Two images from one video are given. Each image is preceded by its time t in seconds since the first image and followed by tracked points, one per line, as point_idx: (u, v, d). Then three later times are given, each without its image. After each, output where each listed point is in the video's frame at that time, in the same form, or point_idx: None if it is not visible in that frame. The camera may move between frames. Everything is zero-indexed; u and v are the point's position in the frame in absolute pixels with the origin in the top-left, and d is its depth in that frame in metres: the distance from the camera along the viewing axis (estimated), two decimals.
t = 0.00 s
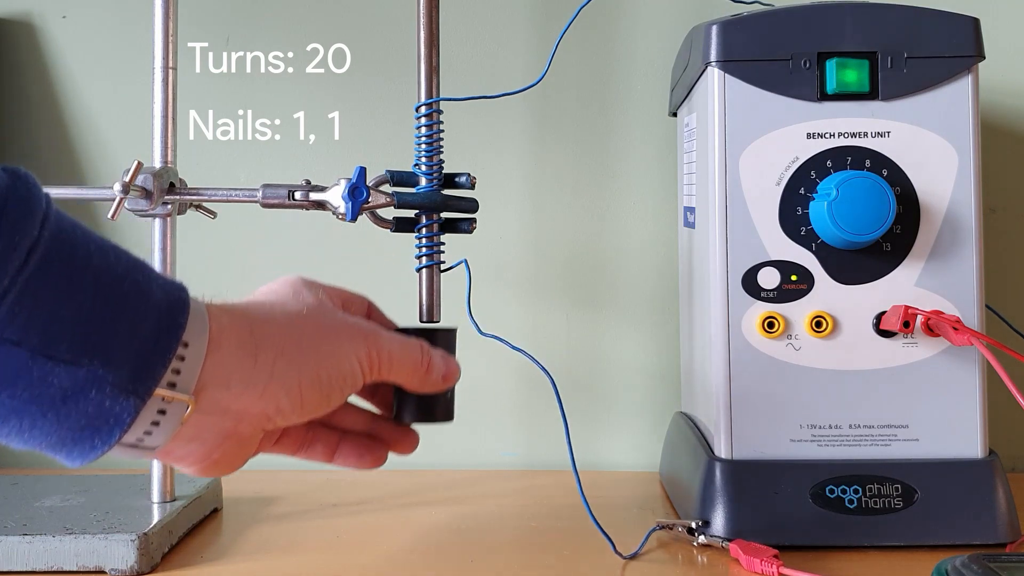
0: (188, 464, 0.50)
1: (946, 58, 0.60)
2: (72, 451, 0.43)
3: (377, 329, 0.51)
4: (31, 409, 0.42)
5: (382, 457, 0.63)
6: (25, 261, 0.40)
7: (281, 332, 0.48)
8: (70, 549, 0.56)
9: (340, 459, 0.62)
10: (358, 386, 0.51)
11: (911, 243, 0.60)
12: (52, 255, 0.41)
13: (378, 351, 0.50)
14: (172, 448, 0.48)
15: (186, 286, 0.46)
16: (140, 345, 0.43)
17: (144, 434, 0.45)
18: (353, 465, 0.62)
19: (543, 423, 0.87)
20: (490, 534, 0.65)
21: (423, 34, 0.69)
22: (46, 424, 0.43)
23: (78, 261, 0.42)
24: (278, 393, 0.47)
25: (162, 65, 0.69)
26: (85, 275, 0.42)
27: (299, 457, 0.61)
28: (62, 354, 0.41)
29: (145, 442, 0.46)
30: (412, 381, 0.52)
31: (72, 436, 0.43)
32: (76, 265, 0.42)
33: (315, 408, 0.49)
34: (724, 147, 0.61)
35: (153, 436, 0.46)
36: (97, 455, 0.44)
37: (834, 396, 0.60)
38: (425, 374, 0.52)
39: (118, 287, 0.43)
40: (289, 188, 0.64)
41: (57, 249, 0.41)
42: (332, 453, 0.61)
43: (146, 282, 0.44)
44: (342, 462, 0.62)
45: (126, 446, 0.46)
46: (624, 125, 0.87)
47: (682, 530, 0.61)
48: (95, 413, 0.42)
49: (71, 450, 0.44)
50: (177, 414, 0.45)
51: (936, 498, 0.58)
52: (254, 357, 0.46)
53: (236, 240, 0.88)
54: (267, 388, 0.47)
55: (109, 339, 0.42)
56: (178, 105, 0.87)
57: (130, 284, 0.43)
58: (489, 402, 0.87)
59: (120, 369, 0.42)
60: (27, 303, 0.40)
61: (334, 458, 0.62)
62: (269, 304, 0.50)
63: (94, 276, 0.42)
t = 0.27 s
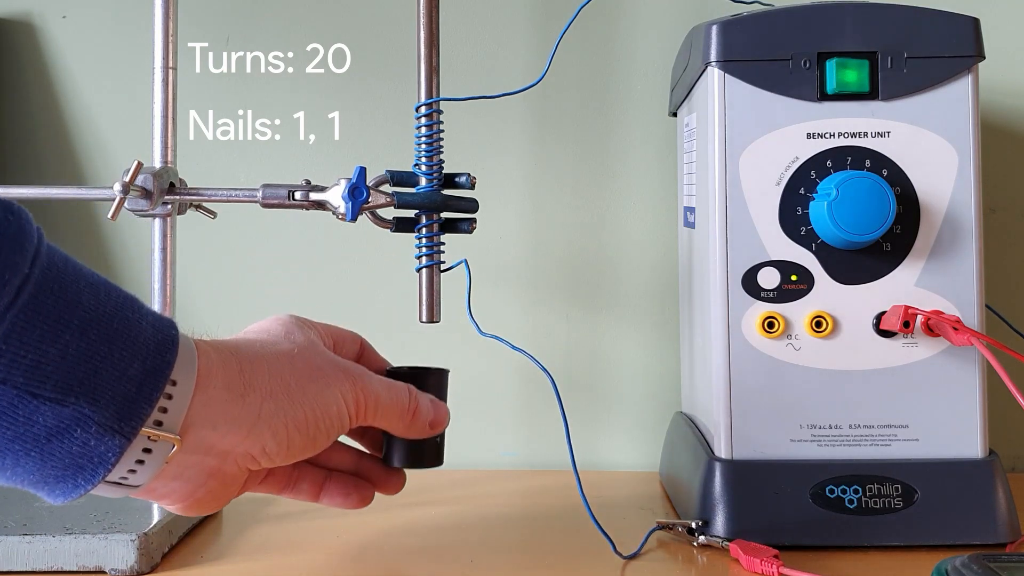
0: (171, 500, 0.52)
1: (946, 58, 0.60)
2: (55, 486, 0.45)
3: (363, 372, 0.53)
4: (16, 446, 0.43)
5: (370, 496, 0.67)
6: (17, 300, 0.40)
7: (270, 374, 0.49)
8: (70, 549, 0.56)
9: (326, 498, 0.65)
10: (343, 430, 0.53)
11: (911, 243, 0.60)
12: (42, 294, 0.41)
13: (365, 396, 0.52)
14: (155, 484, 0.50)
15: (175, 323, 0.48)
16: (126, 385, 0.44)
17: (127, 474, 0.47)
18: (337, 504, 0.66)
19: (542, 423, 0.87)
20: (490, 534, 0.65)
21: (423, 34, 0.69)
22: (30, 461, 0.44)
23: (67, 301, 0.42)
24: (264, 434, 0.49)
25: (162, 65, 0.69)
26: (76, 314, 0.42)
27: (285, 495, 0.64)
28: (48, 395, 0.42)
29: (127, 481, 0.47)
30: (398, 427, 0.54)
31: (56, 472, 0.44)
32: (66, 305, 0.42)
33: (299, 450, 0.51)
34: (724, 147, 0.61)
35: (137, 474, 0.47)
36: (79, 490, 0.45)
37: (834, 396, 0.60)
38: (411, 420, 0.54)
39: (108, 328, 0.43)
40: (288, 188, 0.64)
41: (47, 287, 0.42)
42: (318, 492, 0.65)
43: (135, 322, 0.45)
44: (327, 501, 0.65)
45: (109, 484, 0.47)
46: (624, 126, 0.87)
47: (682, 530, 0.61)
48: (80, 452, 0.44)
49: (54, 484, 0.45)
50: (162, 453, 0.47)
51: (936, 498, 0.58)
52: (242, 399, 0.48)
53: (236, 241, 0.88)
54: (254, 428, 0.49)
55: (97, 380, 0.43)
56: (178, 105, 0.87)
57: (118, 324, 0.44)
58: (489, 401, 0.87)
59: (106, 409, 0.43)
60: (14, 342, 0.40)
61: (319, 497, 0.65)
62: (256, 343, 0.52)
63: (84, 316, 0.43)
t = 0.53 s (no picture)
0: (171, 497, 0.52)
1: (946, 58, 0.60)
2: (55, 480, 0.45)
3: (363, 371, 0.54)
4: (16, 441, 0.43)
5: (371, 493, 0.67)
6: (17, 295, 0.40)
7: (271, 371, 0.50)
8: (70, 549, 0.56)
9: (325, 495, 0.65)
10: (343, 429, 0.53)
11: (911, 243, 0.60)
12: (43, 289, 0.41)
13: (365, 395, 0.53)
14: (155, 480, 0.50)
15: (175, 318, 0.48)
16: (126, 380, 0.44)
17: (127, 467, 0.47)
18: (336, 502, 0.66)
19: (542, 423, 0.87)
20: (491, 534, 0.65)
21: (423, 34, 0.69)
22: (30, 456, 0.44)
23: (67, 297, 0.42)
24: (264, 431, 0.49)
25: (162, 65, 0.69)
26: (76, 310, 0.42)
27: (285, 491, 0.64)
28: (48, 390, 0.42)
29: (127, 475, 0.48)
30: (397, 427, 0.55)
31: (56, 466, 0.44)
32: (66, 301, 0.42)
33: (299, 449, 0.51)
34: (724, 147, 0.61)
35: (137, 469, 0.47)
36: (79, 483, 0.45)
37: (834, 397, 0.60)
38: (411, 421, 0.54)
39: (108, 323, 0.43)
40: (288, 188, 0.64)
41: (47, 282, 0.42)
42: (318, 490, 0.65)
43: (135, 317, 0.45)
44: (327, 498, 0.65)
45: (108, 478, 0.47)
46: (624, 126, 0.87)
47: (682, 530, 0.61)
48: (81, 446, 0.44)
49: (54, 479, 0.45)
50: (161, 448, 0.47)
51: (936, 498, 0.58)
52: (243, 395, 0.48)
53: (236, 241, 0.88)
54: (254, 425, 0.49)
55: (97, 375, 0.43)
56: (178, 105, 0.87)
57: (118, 320, 0.44)
58: (489, 401, 0.87)
59: (106, 404, 0.43)
60: (14, 337, 0.40)
61: (318, 495, 0.65)
62: (257, 339, 0.52)
63: (84, 311, 0.43)
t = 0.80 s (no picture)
0: (126, 540, 0.50)
1: (946, 58, 0.60)
2: (14, 523, 0.44)
3: (345, 423, 0.53)
4: None
5: (330, 540, 0.62)
6: None
7: (244, 419, 0.48)
8: (70, 549, 0.56)
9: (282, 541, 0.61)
10: (316, 482, 0.52)
11: (911, 243, 0.60)
12: (7, 327, 0.42)
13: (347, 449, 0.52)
14: (109, 523, 0.48)
15: (147, 359, 0.46)
16: (86, 423, 0.43)
17: (84, 511, 0.45)
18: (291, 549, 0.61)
19: (542, 423, 0.87)
20: (491, 534, 0.65)
21: (423, 34, 0.69)
22: None
23: (31, 336, 0.43)
24: (230, 482, 0.47)
25: (162, 65, 0.69)
26: (38, 349, 0.43)
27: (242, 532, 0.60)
28: (4, 430, 0.42)
29: (85, 520, 0.46)
30: (378, 488, 0.55)
31: (14, 509, 0.44)
32: (29, 340, 0.43)
33: (266, 499, 0.50)
34: (724, 147, 0.61)
35: (93, 513, 0.45)
36: (36, 527, 0.44)
37: (834, 397, 0.60)
38: (394, 482, 0.55)
39: (72, 363, 0.43)
40: (289, 188, 0.64)
41: (13, 320, 0.43)
42: (275, 533, 0.60)
43: (103, 357, 0.45)
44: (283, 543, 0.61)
45: (68, 522, 0.46)
46: (624, 126, 0.87)
47: (682, 530, 0.61)
48: (36, 490, 0.43)
49: (14, 521, 0.44)
50: (119, 494, 0.45)
51: (936, 498, 0.58)
52: (209, 443, 0.46)
53: (236, 241, 0.88)
54: (220, 475, 0.47)
55: (55, 417, 0.42)
56: (178, 105, 0.87)
57: (82, 359, 0.44)
58: (489, 401, 0.87)
59: (62, 447, 0.43)
60: None
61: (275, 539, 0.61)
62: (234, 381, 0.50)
63: (44, 351, 0.43)
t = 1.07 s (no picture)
0: (107, 566, 0.50)
1: (946, 58, 0.60)
2: None
3: (331, 452, 0.53)
4: None
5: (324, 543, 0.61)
6: None
7: (225, 448, 0.49)
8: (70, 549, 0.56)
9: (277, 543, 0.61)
10: (300, 510, 0.52)
11: (911, 243, 0.60)
12: None
13: (331, 477, 0.52)
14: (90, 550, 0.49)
15: (127, 389, 0.47)
16: (64, 455, 0.43)
17: (60, 541, 0.45)
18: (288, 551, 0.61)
19: (542, 423, 0.87)
20: (491, 535, 0.65)
21: (423, 34, 0.69)
22: None
23: (11, 365, 0.42)
24: (209, 512, 0.48)
25: (162, 65, 0.69)
26: (17, 379, 0.42)
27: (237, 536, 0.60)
28: None
29: (60, 549, 0.46)
30: (367, 516, 0.54)
31: None
32: (9, 369, 0.42)
33: (247, 529, 0.50)
34: (724, 147, 0.61)
35: (69, 543, 0.46)
36: (8, 557, 0.44)
37: (834, 397, 0.60)
38: (383, 508, 0.54)
39: (51, 395, 0.43)
40: (289, 188, 0.64)
41: None
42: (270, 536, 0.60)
43: (82, 388, 0.45)
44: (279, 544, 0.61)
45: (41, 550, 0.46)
46: (624, 127, 0.87)
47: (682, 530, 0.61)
48: (10, 522, 0.43)
49: None
50: (96, 526, 0.45)
51: (936, 498, 0.58)
52: (189, 475, 0.47)
53: (236, 241, 0.88)
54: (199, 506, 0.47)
55: (32, 448, 0.42)
56: (178, 105, 0.87)
57: (62, 390, 0.44)
58: (489, 401, 0.87)
59: (40, 478, 0.42)
60: None
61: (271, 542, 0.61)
62: (219, 411, 0.51)
63: (25, 380, 0.42)
